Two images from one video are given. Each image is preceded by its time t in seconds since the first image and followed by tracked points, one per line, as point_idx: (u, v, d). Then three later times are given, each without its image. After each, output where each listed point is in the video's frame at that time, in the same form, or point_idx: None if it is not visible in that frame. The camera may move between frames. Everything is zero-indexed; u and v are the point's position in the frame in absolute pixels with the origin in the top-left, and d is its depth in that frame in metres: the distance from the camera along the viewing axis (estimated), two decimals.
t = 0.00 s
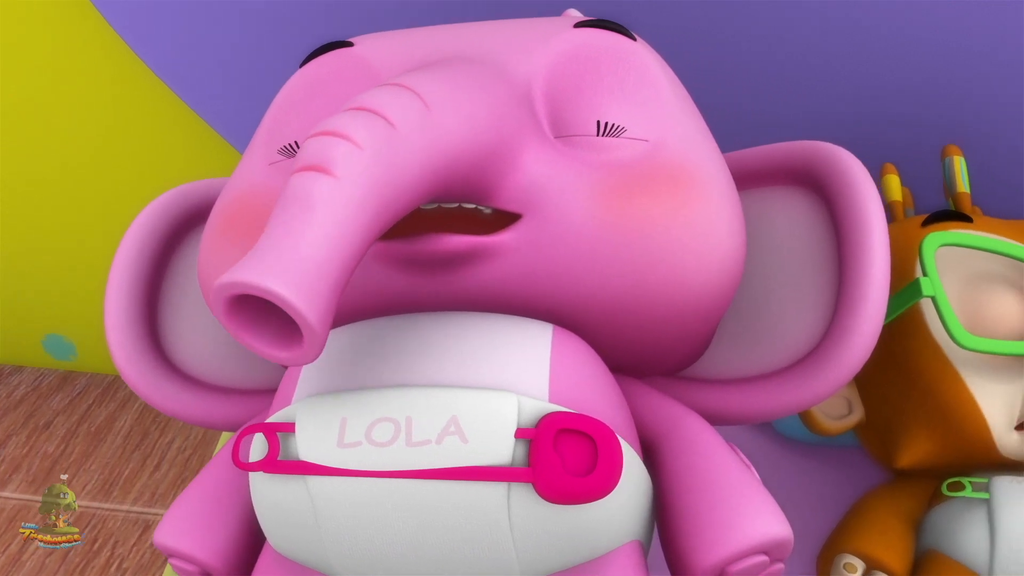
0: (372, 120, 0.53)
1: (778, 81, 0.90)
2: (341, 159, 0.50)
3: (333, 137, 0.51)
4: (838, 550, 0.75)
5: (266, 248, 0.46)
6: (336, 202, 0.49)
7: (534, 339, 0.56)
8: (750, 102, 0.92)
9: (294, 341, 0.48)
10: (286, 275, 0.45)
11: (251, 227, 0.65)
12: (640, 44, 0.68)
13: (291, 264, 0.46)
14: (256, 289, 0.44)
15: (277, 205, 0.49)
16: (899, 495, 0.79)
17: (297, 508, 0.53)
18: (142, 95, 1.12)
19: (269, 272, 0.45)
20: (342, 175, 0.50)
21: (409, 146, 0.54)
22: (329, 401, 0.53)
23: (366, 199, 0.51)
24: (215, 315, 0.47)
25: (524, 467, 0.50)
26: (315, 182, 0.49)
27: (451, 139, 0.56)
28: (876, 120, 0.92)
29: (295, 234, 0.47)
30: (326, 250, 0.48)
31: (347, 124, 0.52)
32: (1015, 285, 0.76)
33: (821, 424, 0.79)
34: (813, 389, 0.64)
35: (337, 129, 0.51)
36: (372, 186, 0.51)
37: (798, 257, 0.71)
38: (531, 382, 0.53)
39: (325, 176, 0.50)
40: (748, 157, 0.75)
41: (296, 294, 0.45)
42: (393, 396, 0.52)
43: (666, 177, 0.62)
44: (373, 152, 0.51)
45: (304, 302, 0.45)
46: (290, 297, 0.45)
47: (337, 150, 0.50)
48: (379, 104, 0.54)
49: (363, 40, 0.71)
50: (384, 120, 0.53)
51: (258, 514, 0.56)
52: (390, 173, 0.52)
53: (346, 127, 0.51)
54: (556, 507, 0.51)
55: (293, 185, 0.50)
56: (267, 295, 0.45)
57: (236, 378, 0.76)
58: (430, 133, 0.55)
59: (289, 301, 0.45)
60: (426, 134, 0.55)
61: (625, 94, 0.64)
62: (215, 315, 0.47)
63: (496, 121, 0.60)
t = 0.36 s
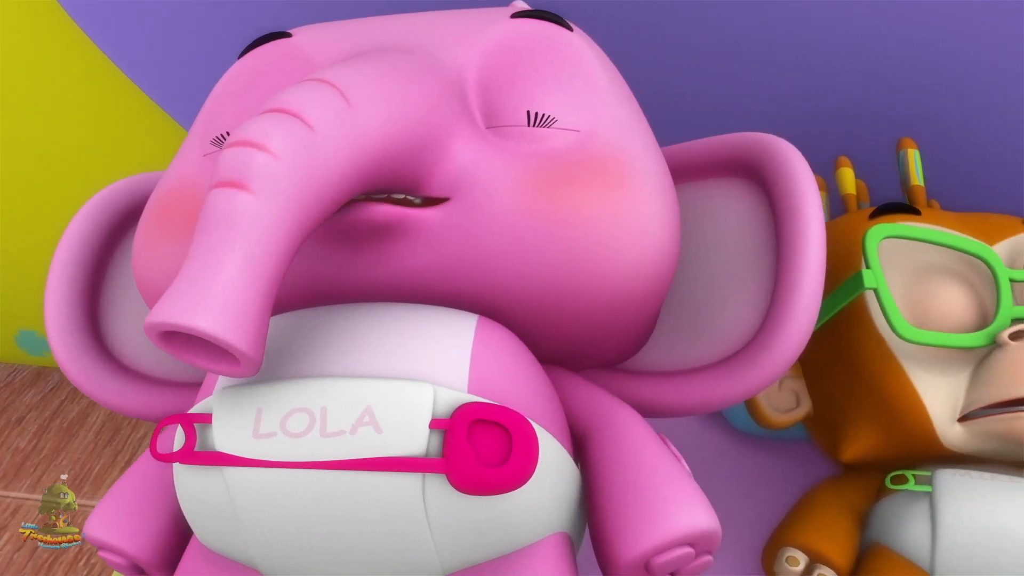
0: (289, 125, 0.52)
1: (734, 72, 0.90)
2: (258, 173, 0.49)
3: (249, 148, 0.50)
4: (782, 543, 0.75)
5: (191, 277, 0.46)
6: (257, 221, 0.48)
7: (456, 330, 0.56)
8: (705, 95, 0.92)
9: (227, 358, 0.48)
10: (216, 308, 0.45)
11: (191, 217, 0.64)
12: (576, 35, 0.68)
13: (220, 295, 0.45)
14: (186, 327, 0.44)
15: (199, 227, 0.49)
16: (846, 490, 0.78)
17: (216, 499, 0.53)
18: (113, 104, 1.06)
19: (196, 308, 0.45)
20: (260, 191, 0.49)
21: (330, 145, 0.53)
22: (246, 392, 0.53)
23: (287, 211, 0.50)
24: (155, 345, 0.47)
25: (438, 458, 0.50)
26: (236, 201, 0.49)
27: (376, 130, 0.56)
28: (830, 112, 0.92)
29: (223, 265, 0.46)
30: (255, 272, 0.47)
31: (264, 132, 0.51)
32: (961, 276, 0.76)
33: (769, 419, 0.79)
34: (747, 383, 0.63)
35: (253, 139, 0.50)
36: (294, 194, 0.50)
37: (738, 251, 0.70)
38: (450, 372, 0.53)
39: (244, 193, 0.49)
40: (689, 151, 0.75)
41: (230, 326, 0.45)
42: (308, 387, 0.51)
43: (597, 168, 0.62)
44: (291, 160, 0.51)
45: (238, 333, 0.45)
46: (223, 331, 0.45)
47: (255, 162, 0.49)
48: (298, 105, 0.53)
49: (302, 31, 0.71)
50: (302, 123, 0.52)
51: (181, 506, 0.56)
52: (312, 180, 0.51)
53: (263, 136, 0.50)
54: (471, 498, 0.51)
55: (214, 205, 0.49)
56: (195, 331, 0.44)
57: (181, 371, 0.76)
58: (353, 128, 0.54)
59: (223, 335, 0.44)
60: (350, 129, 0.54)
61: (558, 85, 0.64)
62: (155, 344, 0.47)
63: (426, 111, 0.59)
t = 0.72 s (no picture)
0: (206, 112, 0.50)
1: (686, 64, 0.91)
2: (171, 157, 0.48)
3: (162, 134, 0.49)
4: (726, 536, 0.74)
5: (98, 258, 0.45)
6: (168, 206, 0.47)
7: (378, 320, 0.55)
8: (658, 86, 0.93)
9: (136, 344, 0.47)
10: (120, 292, 0.44)
11: (107, 205, 0.60)
12: (511, 23, 0.68)
13: (125, 278, 0.44)
14: (88, 309, 0.43)
15: (109, 212, 0.48)
16: (791, 484, 0.78)
17: (133, 490, 0.53)
18: (78, 104, 1.05)
19: (99, 290, 0.44)
20: (173, 176, 0.48)
21: (250, 132, 0.52)
22: (162, 382, 0.52)
23: (201, 197, 0.49)
24: (58, 326, 0.46)
25: (352, 448, 0.49)
26: (146, 185, 0.47)
27: (299, 118, 0.55)
28: (784, 103, 0.94)
29: (130, 248, 0.45)
30: (164, 257, 0.46)
31: (179, 118, 0.50)
32: (906, 268, 0.75)
33: (716, 412, 0.79)
34: (682, 374, 0.63)
35: (168, 123, 0.49)
36: (209, 181, 0.49)
37: (677, 243, 0.70)
38: (368, 362, 0.53)
39: (154, 176, 0.48)
40: (628, 143, 0.74)
41: (135, 310, 0.44)
42: (223, 377, 0.51)
43: (526, 158, 0.62)
44: (206, 146, 0.49)
45: (143, 317, 0.44)
46: (127, 314, 0.44)
47: (168, 147, 0.48)
48: (216, 92, 0.52)
49: (240, 22, 0.70)
50: (219, 109, 0.51)
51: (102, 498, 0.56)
52: (227, 167, 0.50)
53: (177, 122, 0.49)
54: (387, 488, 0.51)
55: (125, 188, 0.48)
56: (96, 313, 0.43)
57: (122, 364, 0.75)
58: (272, 116, 0.53)
59: (127, 319, 0.43)
60: (270, 118, 0.53)
61: (490, 75, 0.63)
62: (57, 324, 0.46)
63: (353, 99, 0.59)
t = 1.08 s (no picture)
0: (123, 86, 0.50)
1: (638, 56, 0.93)
2: (80, 122, 0.47)
3: (76, 101, 0.48)
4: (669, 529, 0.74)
5: None
6: (69, 165, 0.46)
7: (298, 309, 0.55)
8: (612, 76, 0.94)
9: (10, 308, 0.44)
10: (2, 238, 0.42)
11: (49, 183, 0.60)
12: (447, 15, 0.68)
13: (8, 223, 0.43)
14: None
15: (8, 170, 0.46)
16: (736, 477, 0.77)
17: (48, 483, 0.52)
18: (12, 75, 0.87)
19: None
20: (80, 139, 0.47)
21: (168, 111, 0.51)
22: (78, 372, 0.52)
23: (107, 165, 0.48)
24: None
25: (264, 439, 0.49)
26: (50, 144, 0.46)
27: (221, 104, 0.54)
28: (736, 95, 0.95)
29: (21, 195, 0.44)
30: (58, 214, 0.45)
31: (95, 88, 0.49)
32: (850, 261, 0.75)
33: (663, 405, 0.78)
34: (613, 366, 0.63)
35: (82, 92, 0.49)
36: (118, 151, 0.48)
37: (616, 234, 0.70)
38: (285, 352, 0.52)
39: (60, 138, 0.47)
40: (568, 137, 0.74)
41: (14, 257, 0.42)
42: (137, 367, 0.51)
43: (456, 147, 0.62)
44: (118, 117, 0.49)
45: (21, 265, 0.42)
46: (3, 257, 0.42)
47: (79, 114, 0.48)
48: (137, 71, 0.52)
49: (177, 14, 0.69)
50: (137, 85, 0.51)
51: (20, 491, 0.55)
52: (140, 142, 0.49)
53: (92, 91, 0.49)
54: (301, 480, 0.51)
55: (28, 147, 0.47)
56: None
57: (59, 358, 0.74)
58: (193, 97, 0.53)
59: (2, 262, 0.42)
60: (191, 100, 0.53)
61: (423, 66, 0.64)
62: None
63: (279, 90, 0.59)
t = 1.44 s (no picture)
0: (39, 60, 0.52)
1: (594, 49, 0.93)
2: None
3: None
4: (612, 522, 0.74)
5: None
6: None
7: (218, 300, 0.55)
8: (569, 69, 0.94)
9: None
10: None
11: None
12: (381, 5, 0.68)
13: None
14: None
15: None
16: (680, 471, 0.77)
17: None
18: None
19: None
20: None
21: (83, 86, 0.53)
22: None
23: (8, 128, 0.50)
24: None
25: (174, 430, 0.49)
26: None
27: (140, 86, 0.55)
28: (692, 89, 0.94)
29: None
30: None
31: (8, 57, 0.51)
32: (795, 254, 0.75)
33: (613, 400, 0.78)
34: (545, 359, 0.62)
35: None
36: (25, 121, 0.50)
37: (555, 227, 0.70)
38: (201, 343, 0.52)
39: None
40: (509, 129, 0.74)
41: None
42: (51, 357, 0.50)
43: (384, 138, 0.61)
44: (29, 85, 0.51)
45: None
46: None
47: None
48: (55, 48, 0.54)
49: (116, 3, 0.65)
50: (53, 59, 0.53)
51: None
52: (49, 113, 0.51)
53: (5, 59, 0.51)
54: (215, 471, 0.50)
55: None
56: None
57: None
58: (111, 78, 0.54)
59: None
60: (108, 79, 0.54)
61: (354, 53, 0.63)
62: None
63: (205, 79, 0.59)
